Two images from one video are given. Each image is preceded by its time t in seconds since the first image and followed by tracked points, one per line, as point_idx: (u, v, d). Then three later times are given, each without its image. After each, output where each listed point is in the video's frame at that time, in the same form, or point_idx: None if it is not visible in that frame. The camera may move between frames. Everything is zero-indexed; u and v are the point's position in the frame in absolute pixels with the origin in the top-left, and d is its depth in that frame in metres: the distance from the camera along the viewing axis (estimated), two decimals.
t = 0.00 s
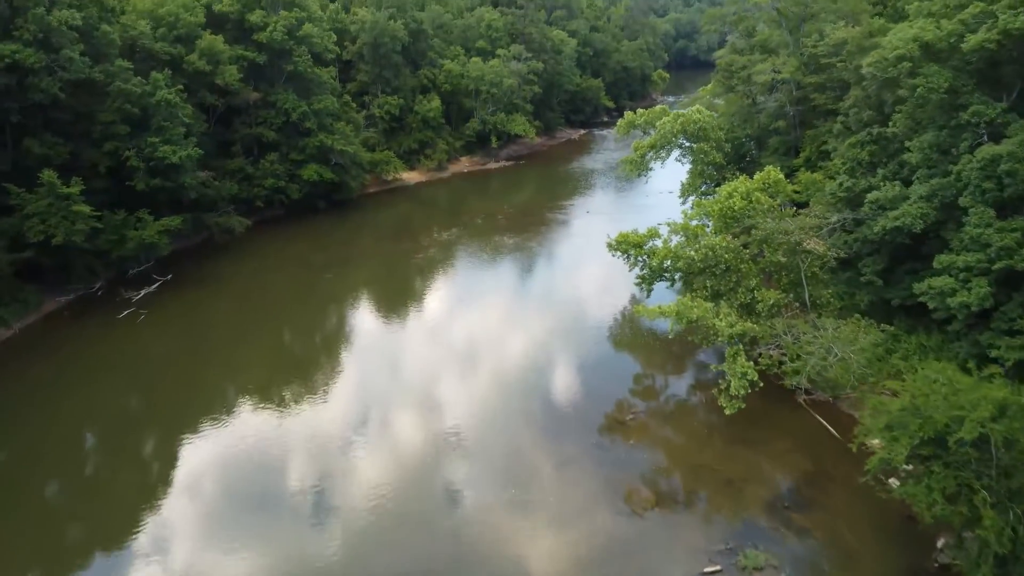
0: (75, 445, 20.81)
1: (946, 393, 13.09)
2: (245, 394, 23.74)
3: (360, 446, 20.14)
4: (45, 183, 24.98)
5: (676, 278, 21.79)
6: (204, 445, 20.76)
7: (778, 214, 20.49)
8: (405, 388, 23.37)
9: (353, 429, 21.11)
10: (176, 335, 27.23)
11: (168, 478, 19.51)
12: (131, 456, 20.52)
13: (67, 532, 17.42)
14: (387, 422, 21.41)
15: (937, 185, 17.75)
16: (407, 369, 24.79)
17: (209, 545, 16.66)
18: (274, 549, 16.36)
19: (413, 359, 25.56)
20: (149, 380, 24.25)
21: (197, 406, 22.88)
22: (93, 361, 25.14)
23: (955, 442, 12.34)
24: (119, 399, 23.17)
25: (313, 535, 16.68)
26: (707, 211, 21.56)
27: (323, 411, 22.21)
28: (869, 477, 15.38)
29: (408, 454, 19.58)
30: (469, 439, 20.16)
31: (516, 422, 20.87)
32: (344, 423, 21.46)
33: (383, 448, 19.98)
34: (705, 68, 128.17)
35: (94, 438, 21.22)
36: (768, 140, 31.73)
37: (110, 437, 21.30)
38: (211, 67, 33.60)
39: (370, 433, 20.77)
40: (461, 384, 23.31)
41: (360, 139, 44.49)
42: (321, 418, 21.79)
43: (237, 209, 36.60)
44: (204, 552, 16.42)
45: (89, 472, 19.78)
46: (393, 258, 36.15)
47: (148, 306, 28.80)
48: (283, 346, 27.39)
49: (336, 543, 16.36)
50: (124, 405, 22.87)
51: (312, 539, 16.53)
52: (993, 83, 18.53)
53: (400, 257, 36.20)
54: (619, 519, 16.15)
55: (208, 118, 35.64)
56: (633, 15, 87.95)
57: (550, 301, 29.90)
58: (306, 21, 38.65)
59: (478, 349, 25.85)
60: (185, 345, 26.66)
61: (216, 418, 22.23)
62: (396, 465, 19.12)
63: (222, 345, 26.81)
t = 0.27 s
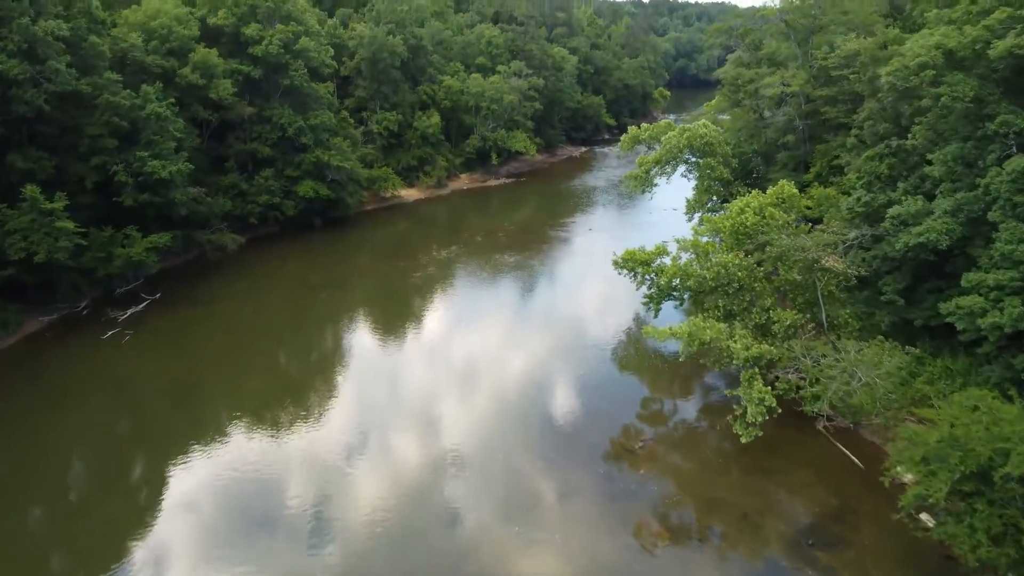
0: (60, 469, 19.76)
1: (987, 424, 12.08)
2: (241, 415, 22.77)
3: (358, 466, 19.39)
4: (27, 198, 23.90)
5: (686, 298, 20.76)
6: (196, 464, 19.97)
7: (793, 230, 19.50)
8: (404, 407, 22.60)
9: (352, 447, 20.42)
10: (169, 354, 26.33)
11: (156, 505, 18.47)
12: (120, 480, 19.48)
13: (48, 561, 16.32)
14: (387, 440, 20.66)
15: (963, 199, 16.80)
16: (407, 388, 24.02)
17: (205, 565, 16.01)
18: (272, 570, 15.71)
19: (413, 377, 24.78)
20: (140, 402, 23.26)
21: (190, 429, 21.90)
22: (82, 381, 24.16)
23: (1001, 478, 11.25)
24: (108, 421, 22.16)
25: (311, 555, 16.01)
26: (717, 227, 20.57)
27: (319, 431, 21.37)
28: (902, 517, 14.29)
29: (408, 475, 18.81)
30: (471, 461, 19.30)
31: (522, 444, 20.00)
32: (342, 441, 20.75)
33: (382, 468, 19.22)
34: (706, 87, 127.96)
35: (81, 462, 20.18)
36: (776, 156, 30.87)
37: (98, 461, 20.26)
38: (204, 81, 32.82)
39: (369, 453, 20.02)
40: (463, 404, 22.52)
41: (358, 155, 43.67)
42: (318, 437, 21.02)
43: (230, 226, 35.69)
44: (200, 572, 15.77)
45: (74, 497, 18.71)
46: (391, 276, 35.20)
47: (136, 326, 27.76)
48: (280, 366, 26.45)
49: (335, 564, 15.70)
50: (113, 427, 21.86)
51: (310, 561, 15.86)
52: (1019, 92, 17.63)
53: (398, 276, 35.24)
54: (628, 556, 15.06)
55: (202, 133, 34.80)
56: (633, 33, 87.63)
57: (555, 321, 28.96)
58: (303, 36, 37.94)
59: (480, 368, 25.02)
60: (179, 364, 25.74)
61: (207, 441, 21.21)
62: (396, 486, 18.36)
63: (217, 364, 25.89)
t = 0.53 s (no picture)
0: (45, 490, 18.72)
1: None
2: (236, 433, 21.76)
3: (358, 487, 18.59)
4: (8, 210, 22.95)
5: (697, 315, 19.71)
6: (187, 483, 19.14)
7: (811, 243, 18.48)
8: (405, 425, 21.76)
9: (350, 465, 19.71)
10: (163, 370, 25.42)
11: (144, 529, 17.42)
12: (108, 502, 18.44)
13: None
14: (387, 459, 19.86)
15: (993, 210, 15.85)
16: (408, 405, 23.18)
17: None
18: None
19: (412, 394, 23.93)
20: (131, 421, 22.27)
21: (182, 448, 20.89)
22: (70, 399, 23.18)
23: None
24: (97, 441, 21.16)
25: None
26: (731, 242, 19.55)
27: (315, 452, 20.46)
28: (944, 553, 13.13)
29: (410, 497, 17.98)
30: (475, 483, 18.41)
31: (527, 464, 19.16)
32: (340, 458, 20.03)
33: (382, 489, 18.40)
34: (707, 102, 127.62)
35: (67, 483, 19.14)
36: (785, 168, 30.00)
37: (85, 482, 19.23)
38: (197, 91, 32.01)
39: (368, 473, 19.22)
40: (466, 422, 21.67)
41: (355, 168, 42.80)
42: (315, 457, 20.17)
43: (222, 240, 34.76)
44: None
45: (58, 520, 17.66)
46: (389, 291, 34.20)
47: (122, 344, 26.76)
48: (276, 381, 25.47)
49: None
50: (102, 447, 20.85)
51: None
52: None
53: (396, 291, 34.25)
54: None
55: (194, 145, 33.91)
56: (634, 48, 87.19)
57: (560, 338, 27.99)
58: (299, 46, 37.18)
59: (483, 386, 24.14)
60: (173, 381, 24.79)
61: (198, 462, 20.18)
62: (398, 508, 17.56)
63: (212, 382, 24.93)
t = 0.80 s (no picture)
0: (32, 496, 17.81)
1: None
2: (232, 439, 20.88)
3: (356, 493, 17.82)
4: None
5: (710, 319, 18.70)
6: (179, 488, 18.37)
7: (831, 243, 17.45)
8: (405, 430, 20.91)
9: (349, 468, 19.02)
10: (155, 373, 24.58)
11: (131, 540, 16.48)
12: (97, 510, 17.53)
13: None
14: (387, 465, 19.07)
15: None
16: (408, 410, 22.33)
17: None
18: None
19: (411, 398, 23.12)
20: (124, 425, 21.40)
21: (177, 454, 20.01)
22: (61, 402, 22.31)
23: None
24: (88, 444, 20.28)
25: None
26: (747, 240, 18.48)
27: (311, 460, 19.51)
28: None
29: (411, 505, 17.19)
30: (479, 491, 17.57)
31: (531, 469, 18.42)
32: (338, 462, 19.33)
33: (381, 497, 17.57)
34: (708, 105, 126.68)
35: (54, 488, 18.24)
36: (796, 167, 29.02)
37: (74, 488, 18.33)
38: (188, 88, 31.00)
39: (367, 479, 18.44)
40: (470, 428, 20.82)
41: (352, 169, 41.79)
42: (310, 464, 19.28)
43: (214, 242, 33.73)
44: None
45: (44, 527, 16.75)
46: (387, 294, 33.20)
47: (109, 347, 25.82)
48: (274, 386, 24.61)
49: None
50: (93, 451, 19.96)
51: None
52: None
53: (395, 294, 33.23)
54: None
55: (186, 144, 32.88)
56: (635, 49, 86.29)
57: (565, 343, 27.01)
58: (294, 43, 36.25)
59: (487, 391, 23.26)
60: (168, 385, 23.94)
61: (191, 469, 19.28)
62: (398, 514, 16.82)
63: (209, 386, 24.06)
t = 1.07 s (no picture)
0: (21, 497, 17.05)
1: None
2: (231, 441, 20.09)
3: (354, 498, 16.99)
4: None
5: (724, 320, 17.68)
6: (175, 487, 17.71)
7: (854, 240, 16.45)
8: (405, 433, 20.08)
9: (347, 468, 18.41)
10: (151, 371, 23.87)
11: (120, 545, 15.63)
12: (88, 511, 16.74)
13: None
14: (387, 469, 18.26)
15: None
16: (408, 412, 21.52)
17: None
18: None
19: (411, 399, 22.37)
20: (119, 424, 20.64)
21: (174, 455, 19.24)
22: (54, 400, 21.54)
23: None
24: (83, 443, 19.53)
25: None
26: (763, 237, 17.46)
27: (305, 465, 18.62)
28: None
29: (411, 510, 16.37)
30: (483, 497, 16.74)
31: (535, 471, 17.78)
32: (336, 462, 18.70)
33: (380, 502, 16.75)
34: (709, 104, 125.58)
35: (45, 489, 17.47)
36: (807, 162, 28.05)
37: (66, 488, 17.56)
38: (178, 81, 30.01)
39: (365, 483, 17.63)
40: (473, 431, 20.01)
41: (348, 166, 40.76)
42: (305, 469, 18.43)
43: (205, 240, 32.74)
44: None
45: (32, 530, 15.97)
46: (384, 294, 32.23)
47: (99, 347, 24.94)
48: (274, 386, 23.82)
49: None
50: (87, 450, 19.20)
51: None
52: None
53: (392, 294, 32.25)
54: None
55: (176, 139, 31.84)
56: (637, 46, 85.23)
57: (569, 344, 26.05)
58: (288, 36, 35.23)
59: (490, 393, 22.43)
60: (165, 384, 23.18)
61: (184, 472, 18.44)
62: (398, 514, 16.23)
63: (207, 385, 23.29)
